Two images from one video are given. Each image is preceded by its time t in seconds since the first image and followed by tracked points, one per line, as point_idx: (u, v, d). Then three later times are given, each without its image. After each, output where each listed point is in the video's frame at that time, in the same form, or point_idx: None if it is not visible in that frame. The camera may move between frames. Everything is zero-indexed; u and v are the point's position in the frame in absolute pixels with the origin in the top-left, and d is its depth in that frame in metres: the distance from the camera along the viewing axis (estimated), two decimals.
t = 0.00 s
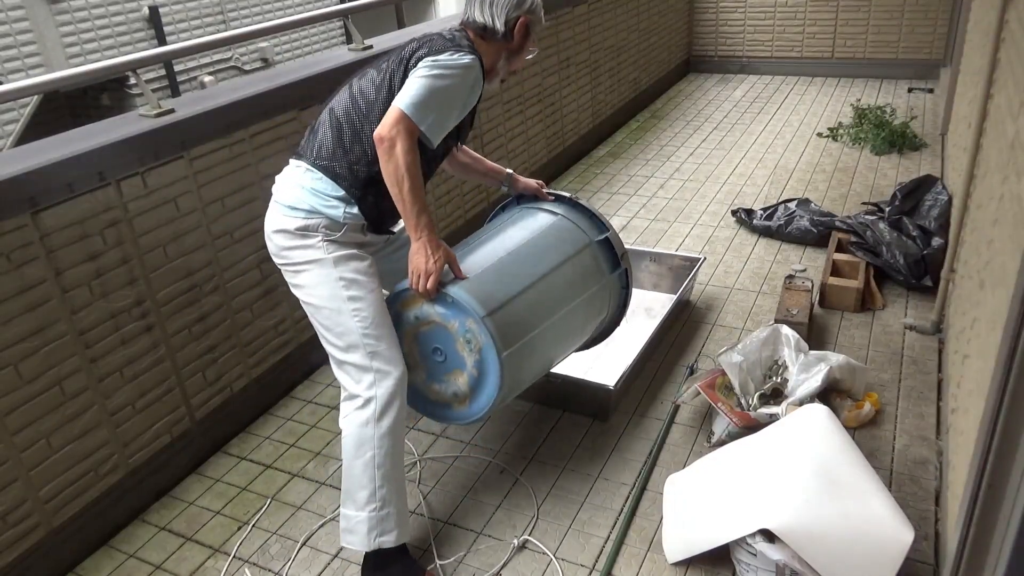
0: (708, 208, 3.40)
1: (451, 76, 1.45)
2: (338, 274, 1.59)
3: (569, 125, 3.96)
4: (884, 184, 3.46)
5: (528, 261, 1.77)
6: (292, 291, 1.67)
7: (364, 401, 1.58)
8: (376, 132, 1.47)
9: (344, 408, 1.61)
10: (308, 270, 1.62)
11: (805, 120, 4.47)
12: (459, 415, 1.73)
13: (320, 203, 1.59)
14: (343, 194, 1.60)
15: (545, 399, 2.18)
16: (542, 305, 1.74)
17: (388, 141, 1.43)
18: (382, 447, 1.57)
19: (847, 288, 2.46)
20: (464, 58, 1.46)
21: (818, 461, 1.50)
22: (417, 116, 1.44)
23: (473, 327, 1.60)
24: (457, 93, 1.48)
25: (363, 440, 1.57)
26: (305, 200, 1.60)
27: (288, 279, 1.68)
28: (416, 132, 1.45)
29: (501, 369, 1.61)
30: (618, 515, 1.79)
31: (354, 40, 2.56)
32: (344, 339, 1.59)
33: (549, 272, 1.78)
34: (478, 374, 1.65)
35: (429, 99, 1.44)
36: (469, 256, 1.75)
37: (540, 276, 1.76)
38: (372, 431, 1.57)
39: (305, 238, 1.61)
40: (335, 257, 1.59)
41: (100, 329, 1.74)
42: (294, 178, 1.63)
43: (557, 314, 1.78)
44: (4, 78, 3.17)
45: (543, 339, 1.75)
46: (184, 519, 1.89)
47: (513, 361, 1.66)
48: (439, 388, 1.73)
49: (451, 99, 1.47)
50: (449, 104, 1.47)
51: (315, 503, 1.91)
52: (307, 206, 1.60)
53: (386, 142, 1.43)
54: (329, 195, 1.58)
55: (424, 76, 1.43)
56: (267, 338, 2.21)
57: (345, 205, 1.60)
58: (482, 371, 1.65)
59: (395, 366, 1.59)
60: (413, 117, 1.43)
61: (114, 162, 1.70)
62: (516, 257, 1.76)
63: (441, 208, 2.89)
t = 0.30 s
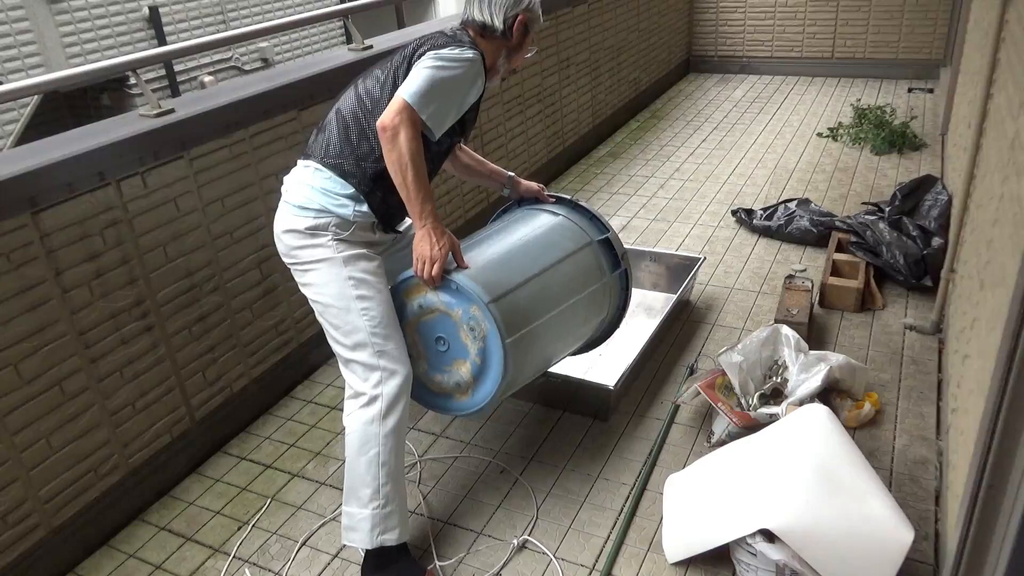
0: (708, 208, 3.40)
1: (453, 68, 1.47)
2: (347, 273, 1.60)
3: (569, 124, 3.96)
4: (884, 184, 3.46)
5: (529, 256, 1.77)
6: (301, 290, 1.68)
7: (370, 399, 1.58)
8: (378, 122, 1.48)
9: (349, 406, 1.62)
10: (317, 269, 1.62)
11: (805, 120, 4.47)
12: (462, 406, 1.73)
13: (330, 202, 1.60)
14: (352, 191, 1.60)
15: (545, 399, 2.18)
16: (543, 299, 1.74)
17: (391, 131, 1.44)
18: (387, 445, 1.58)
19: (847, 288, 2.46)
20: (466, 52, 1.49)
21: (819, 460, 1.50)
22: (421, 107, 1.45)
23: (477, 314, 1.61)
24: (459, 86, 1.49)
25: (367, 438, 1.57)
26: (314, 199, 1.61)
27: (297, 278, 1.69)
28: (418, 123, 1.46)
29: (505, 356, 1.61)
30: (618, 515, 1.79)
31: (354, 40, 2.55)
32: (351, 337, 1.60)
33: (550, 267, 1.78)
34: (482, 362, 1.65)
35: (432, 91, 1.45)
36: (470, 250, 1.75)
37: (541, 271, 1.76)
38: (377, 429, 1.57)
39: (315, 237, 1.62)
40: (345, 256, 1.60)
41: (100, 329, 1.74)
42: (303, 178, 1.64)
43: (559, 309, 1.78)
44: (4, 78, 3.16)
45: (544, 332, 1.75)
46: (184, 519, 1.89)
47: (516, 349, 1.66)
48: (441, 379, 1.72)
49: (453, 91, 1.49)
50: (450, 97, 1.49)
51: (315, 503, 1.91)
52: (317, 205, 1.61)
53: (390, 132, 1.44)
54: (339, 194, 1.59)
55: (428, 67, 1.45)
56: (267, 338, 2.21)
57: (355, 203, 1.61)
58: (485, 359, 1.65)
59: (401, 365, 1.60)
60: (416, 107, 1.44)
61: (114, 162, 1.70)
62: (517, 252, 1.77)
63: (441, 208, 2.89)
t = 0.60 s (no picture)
0: (708, 208, 3.40)
1: (458, 60, 1.50)
2: (357, 272, 1.60)
3: (569, 124, 3.96)
4: (883, 184, 3.46)
5: (531, 251, 1.77)
6: (309, 288, 1.69)
7: (374, 398, 1.59)
8: (382, 111, 1.50)
9: (353, 404, 1.63)
10: (326, 268, 1.63)
11: (805, 120, 4.47)
12: (461, 395, 1.72)
13: (341, 201, 1.60)
14: (363, 188, 1.61)
15: (545, 399, 2.18)
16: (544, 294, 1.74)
17: (395, 118, 1.46)
18: (391, 443, 1.59)
19: (847, 288, 2.46)
20: (470, 46, 1.51)
21: (819, 460, 1.50)
22: (425, 96, 1.47)
23: (480, 301, 1.61)
24: (464, 78, 1.51)
25: (372, 436, 1.58)
26: (325, 197, 1.60)
27: (306, 276, 1.69)
28: (422, 112, 1.47)
29: (506, 342, 1.61)
30: (618, 515, 1.79)
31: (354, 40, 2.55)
32: (358, 336, 1.60)
33: (551, 263, 1.78)
34: (483, 350, 1.65)
35: (436, 81, 1.47)
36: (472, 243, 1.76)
37: (542, 266, 1.76)
38: (382, 427, 1.58)
39: (325, 235, 1.62)
40: (354, 255, 1.61)
41: (100, 329, 1.74)
42: (312, 176, 1.64)
43: (560, 305, 1.78)
44: (4, 78, 3.16)
45: (545, 325, 1.75)
46: (184, 520, 1.89)
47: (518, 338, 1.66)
48: (441, 368, 1.72)
49: (457, 83, 1.51)
50: (455, 89, 1.51)
51: (315, 503, 1.91)
52: (327, 203, 1.61)
53: (394, 119, 1.46)
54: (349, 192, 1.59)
55: (434, 58, 1.47)
56: (267, 338, 2.21)
57: (365, 202, 1.61)
58: (487, 347, 1.64)
59: (407, 364, 1.61)
60: (420, 96, 1.46)
61: (113, 162, 1.70)
62: (518, 246, 1.77)
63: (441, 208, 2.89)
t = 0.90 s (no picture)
0: (708, 208, 3.40)
1: (465, 54, 1.52)
2: (365, 270, 1.62)
3: (570, 124, 3.96)
4: (883, 184, 3.46)
5: (532, 247, 1.78)
6: (316, 287, 1.70)
7: (379, 396, 1.59)
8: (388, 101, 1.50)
9: (357, 402, 1.63)
10: (334, 266, 1.64)
11: (805, 120, 4.47)
12: (461, 386, 1.71)
13: (351, 198, 1.62)
14: (373, 186, 1.63)
15: (545, 399, 2.18)
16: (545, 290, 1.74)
17: (402, 107, 1.47)
18: (394, 441, 1.60)
19: (847, 289, 2.46)
20: (474, 42, 1.54)
21: (819, 460, 1.50)
22: (432, 87, 1.48)
23: (482, 290, 1.62)
24: (469, 73, 1.53)
25: (376, 434, 1.59)
26: (335, 195, 1.63)
27: (312, 274, 1.70)
28: (427, 103, 1.48)
29: (507, 331, 1.62)
30: (618, 515, 1.79)
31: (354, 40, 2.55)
32: (363, 334, 1.61)
33: (552, 259, 1.79)
34: (484, 339, 1.65)
35: (442, 73, 1.48)
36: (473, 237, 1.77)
37: (542, 262, 1.76)
38: (386, 425, 1.59)
39: (334, 233, 1.64)
40: (362, 253, 1.63)
41: (100, 329, 1.74)
42: (322, 174, 1.66)
43: (560, 302, 1.78)
44: (4, 78, 3.16)
45: (545, 320, 1.75)
46: (184, 520, 1.89)
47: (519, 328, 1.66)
48: (442, 358, 1.72)
49: (463, 78, 1.52)
50: (460, 83, 1.52)
51: (316, 503, 1.91)
52: (337, 201, 1.63)
53: (400, 109, 1.47)
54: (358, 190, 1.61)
55: (441, 52, 1.49)
56: (267, 338, 2.21)
57: (374, 199, 1.63)
58: (488, 336, 1.65)
59: (411, 364, 1.62)
60: (427, 86, 1.47)
61: (114, 163, 1.70)
62: (519, 242, 1.77)
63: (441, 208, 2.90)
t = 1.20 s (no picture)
0: (708, 208, 3.40)
1: (471, 52, 1.55)
2: (370, 269, 1.62)
3: (570, 124, 3.96)
4: (883, 184, 3.46)
5: (536, 243, 1.79)
6: (320, 284, 1.70)
7: (381, 395, 1.60)
8: (394, 94, 1.53)
9: (359, 401, 1.63)
10: (339, 264, 1.64)
11: (805, 120, 4.47)
12: (465, 376, 1.71)
13: (357, 196, 1.63)
14: (381, 184, 1.63)
15: (545, 399, 2.18)
16: (550, 286, 1.74)
17: (408, 99, 1.49)
18: (396, 440, 1.60)
19: (847, 289, 2.46)
20: (480, 41, 1.57)
21: (819, 460, 1.50)
22: (438, 81, 1.51)
23: (489, 278, 1.64)
24: (475, 70, 1.56)
25: (378, 433, 1.59)
26: (342, 192, 1.63)
27: (317, 272, 1.70)
28: (434, 95, 1.51)
29: (514, 319, 1.63)
30: (618, 515, 1.79)
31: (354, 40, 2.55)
32: (366, 332, 1.61)
33: (556, 257, 1.80)
34: (490, 328, 1.66)
35: (448, 67, 1.51)
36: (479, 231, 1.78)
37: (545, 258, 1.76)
38: (388, 425, 1.59)
39: (340, 231, 1.64)
40: (368, 252, 1.63)
41: (100, 329, 1.74)
42: (329, 171, 1.67)
43: (563, 299, 1.79)
44: (4, 78, 3.16)
45: (548, 314, 1.76)
46: (184, 520, 1.89)
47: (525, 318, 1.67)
48: (446, 348, 1.72)
49: (468, 75, 1.55)
50: (466, 79, 1.55)
51: (316, 503, 1.91)
52: (344, 198, 1.64)
53: (406, 100, 1.49)
54: (365, 188, 1.62)
55: (448, 48, 1.53)
56: (267, 338, 2.21)
57: (381, 198, 1.64)
58: (494, 325, 1.65)
59: (413, 363, 1.63)
60: (433, 78, 1.50)
61: (113, 163, 1.70)
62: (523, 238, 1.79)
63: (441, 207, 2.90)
